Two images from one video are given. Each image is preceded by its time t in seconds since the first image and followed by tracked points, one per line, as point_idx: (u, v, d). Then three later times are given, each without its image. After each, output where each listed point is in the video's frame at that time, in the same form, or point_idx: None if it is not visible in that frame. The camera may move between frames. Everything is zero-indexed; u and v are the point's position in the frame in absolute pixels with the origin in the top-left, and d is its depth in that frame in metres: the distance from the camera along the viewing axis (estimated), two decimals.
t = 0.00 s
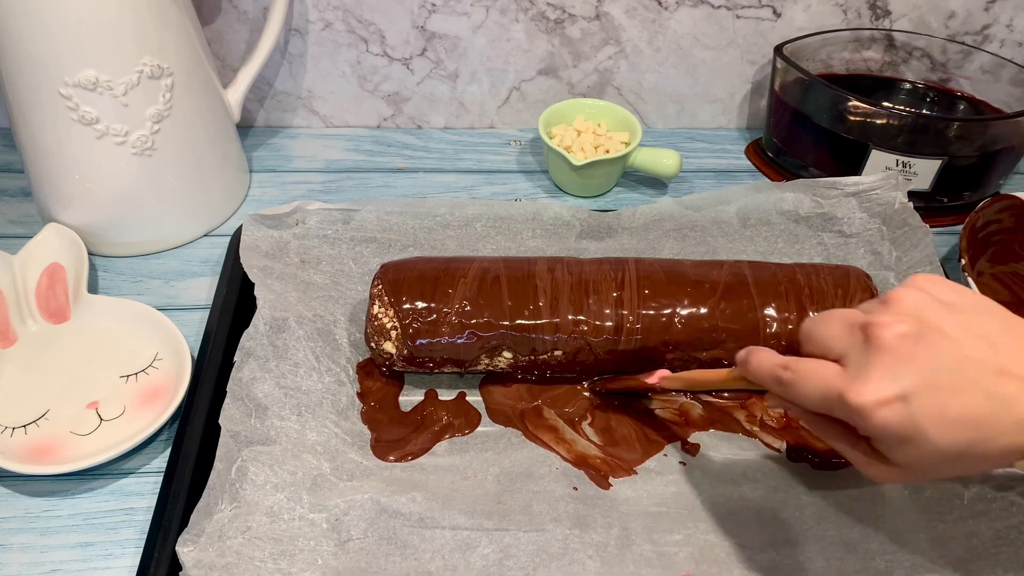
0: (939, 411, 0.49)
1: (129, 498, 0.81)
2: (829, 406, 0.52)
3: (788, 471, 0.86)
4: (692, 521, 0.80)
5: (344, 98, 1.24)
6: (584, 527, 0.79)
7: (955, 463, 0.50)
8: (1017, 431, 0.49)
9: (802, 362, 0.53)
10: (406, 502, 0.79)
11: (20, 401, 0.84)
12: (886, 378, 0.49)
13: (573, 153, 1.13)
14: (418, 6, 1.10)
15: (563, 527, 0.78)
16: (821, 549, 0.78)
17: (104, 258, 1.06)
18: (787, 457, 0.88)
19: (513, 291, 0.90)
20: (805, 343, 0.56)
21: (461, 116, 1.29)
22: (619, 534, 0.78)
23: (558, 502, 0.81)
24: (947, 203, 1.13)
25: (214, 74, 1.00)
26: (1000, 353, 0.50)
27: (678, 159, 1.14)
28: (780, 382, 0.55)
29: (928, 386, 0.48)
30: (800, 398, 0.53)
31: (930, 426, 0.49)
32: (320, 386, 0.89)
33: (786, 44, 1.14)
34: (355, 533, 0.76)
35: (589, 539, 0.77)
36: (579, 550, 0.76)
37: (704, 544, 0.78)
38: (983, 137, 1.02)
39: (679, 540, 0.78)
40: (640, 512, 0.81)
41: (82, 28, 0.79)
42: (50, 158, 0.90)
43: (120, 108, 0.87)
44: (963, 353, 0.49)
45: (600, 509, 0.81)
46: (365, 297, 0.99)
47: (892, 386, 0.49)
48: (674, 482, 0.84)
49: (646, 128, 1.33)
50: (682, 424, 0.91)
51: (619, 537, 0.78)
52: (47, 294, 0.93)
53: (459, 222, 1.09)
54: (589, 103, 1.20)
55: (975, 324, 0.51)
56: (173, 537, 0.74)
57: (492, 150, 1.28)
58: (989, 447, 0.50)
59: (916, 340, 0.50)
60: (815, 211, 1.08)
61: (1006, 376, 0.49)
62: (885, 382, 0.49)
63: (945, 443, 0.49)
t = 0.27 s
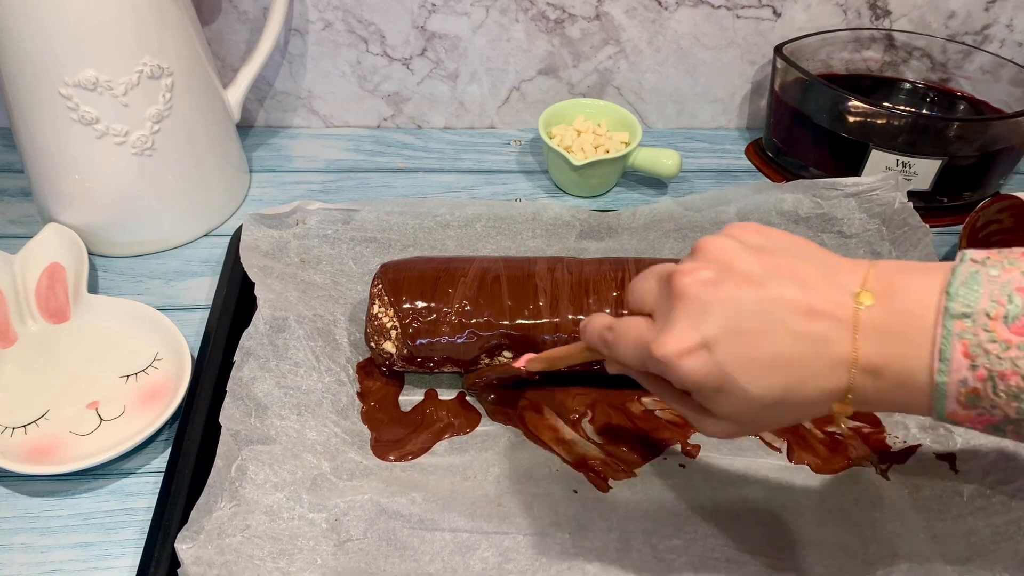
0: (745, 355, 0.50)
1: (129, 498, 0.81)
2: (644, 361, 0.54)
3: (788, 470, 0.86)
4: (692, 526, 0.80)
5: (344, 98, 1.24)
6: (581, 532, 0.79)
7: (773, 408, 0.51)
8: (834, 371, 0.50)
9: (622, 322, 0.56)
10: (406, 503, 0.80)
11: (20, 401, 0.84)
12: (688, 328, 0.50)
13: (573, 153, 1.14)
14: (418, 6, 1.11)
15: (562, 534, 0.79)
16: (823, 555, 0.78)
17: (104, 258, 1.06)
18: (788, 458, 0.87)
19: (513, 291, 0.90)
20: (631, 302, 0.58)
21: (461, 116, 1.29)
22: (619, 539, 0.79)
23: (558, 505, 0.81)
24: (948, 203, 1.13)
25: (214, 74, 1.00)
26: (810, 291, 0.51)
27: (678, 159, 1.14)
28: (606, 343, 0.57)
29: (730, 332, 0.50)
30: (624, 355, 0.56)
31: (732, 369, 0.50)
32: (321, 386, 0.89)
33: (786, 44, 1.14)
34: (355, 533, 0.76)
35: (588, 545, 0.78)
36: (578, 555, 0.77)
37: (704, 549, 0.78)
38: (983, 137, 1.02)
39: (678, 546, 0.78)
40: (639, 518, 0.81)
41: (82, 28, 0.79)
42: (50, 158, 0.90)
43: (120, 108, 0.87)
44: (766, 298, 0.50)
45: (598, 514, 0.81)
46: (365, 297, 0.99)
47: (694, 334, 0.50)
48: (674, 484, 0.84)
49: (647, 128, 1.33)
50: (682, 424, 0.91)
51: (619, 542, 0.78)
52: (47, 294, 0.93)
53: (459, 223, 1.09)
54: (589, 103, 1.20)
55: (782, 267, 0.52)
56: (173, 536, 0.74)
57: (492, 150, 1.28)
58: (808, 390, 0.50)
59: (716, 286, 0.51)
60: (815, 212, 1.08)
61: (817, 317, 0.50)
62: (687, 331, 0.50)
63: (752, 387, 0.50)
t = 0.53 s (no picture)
0: (849, 422, 0.42)
1: (129, 498, 0.81)
2: (732, 424, 0.45)
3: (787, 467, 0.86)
4: (692, 519, 0.80)
5: (344, 98, 1.24)
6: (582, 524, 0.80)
7: (875, 479, 0.44)
8: (945, 437, 0.42)
9: (701, 380, 0.47)
10: (406, 498, 0.80)
11: (19, 401, 0.84)
12: (790, 386, 0.42)
13: (573, 153, 1.13)
14: (418, 6, 1.10)
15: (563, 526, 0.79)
16: (835, 561, 0.78)
17: (104, 258, 1.06)
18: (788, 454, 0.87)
19: (513, 291, 0.90)
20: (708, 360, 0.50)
21: (461, 116, 1.28)
22: (618, 531, 0.79)
23: (558, 499, 0.82)
24: (947, 203, 1.13)
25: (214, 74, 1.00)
26: (923, 349, 0.43)
27: (678, 158, 1.14)
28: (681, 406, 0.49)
29: (837, 393, 0.42)
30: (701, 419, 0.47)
31: (831, 432, 0.42)
32: (320, 385, 0.89)
33: (786, 44, 1.14)
34: (355, 530, 0.77)
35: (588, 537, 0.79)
36: (579, 544, 0.78)
37: (704, 541, 0.79)
38: (983, 137, 1.02)
39: (679, 539, 0.79)
40: (639, 515, 0.81)
41: (82, 27, 0.79)
42: (50, 157, 0.90)
43: (120, 108, 0.87)
44: (871, 355, 0.43)
45: (599, 512, 0.81)
46: (365, 297, 0.99)
47: (799, 393, 0.42)
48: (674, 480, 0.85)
49: (646, 128, 1.33)
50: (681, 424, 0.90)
51: (619, 535, 0.79)
52: (47, 294, 0.93)
53: (459, 223, 1.09)
54: (589, 103, 1.20)
55: (879, 320, 0.44)
56: (173, 536, 0.74)
57: (492, 150, 1.27)
58: (916, 456, 0.43)
59: (817, 341, 0.44)
60: (815, 211, 1.08)
61: (926, 378, 0.42)
62: (791, 390, 0.42)
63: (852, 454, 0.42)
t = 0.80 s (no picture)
0: (822, 364, 0.55)
1: (129, 498, 0.81)
2: (717, 349, 0.59)
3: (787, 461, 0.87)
4: (692, 512, 0.81)
5: (344, 99, 1.24)
6: (582, 521, 0.79)
7: (838, 415, 0.56)
8: (895, 395, 0.56)
9: (694, 313, 0.62)
10: (407, 477, 0.81)
11: (19, 401, 0.84)
12: (775, 317, 0.55)
13: (573, 153, 1.13)
14: (418, 6, 1.11)
15: (562, 517, 0.79)
16: (824, 533, 0.79)
17: (103, 258, 1.06)
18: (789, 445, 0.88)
19: (513, 291, 0.90)
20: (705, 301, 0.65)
21: (461, 116, 1.28)
22: (619, 526, 0.79)
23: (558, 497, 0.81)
24: (947, 203, 1.13)
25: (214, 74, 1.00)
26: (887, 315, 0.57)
27: (678, 159, 1.14)
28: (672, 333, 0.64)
29: (814, 332, 0.55)
30: (691, 348, 0.62)
31: (807, 369, 0.55)
32: (318, 381, 0.89)
33: (786, 44, 1.14)
34: (355, 501, 0.78)
35: (588, 533, 0.78)
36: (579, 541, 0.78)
37: (703, 528, 0.79)
38: (983, 137, 1.02)
39: (678, 526, 0.79)
40: (640, 501, 0.82)
41: (82, 27, 0.79)
42: (50, 157, 0.90)
43: (120, 108, 0.87)
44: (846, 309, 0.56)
45: (599, 503, 0.81)
46: (365, 299, 0.99)
47: (781, 327, 0.55)
48: (675, 472, 0.85)
49: (646, 129, 1.33)
50: (681, 419, 0.91)
51: (619, 530, 0.79)
52: (47, 294, 0.93)
53: (459, 225, 1.09)
54: (589, 103, 1.20)
55: (862, 294, 0.58)
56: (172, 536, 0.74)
57: (492, 150, 1.27)
58: (871, 399, 0.56)
59: (805, 286, 0.57)
60: (815, 212, 1.08)
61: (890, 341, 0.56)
62: (775, 321, 0.55)
63: (823, 388, 0.55)
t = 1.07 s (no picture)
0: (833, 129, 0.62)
1: (129, 498, 0.81)
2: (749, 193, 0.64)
3: (786, 462, 0.87)
4: (692, 511, 0.80)
5: (345, 98, 1.24)
6: (581, 526, 0.79)
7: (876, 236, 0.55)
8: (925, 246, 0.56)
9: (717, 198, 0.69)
10: (406, 484, 0.81)
11: (19, 401, 0.84)
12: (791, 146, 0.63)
13: (573, 153, 1.14)
14: (418, 6, 1.11)
15: (560, 523, 0.79)
16: (823, 539, 0.79)
17: (103, 258, 1.06)
18: (787, 447, 0.88)
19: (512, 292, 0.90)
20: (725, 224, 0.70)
21: (461, 116, 1.28)
22: (619, 525, 0.79)
23: (558, 498, 0.81)
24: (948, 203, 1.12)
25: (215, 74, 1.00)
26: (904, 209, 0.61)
27: (678, 158, 1.14)
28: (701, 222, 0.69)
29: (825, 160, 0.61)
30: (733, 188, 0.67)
31: (853, 174, 0.56)
32: (319, 383, 0.89)
33: (786, 44, 1.14)
34: (354, 509, 0.78)
35: (587, 538, 0.78)
36: (578, 547, 0.77)
37: (705, 529, 0.79)
38: (984, 137, 1.02)
39: (680, 527, 0.79)
40: (641, 501, 0.81)
41: (82, 27, 0.79)
42: (50, 158, 0.90)
43: (120, 108, 0.87)
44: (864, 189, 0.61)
45: (599, 505, 0.81)
46: (365, 299, 0.99)
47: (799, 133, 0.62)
48: (675, 474, 0.85)
49: (646, 128, 1.32)
50: (681, 420, 0.91)
51: (619, 527, 0.79)
52: (47, 294, 0.93)
53: (459, 226, 1.09)
54: (589, 103, 1.20)
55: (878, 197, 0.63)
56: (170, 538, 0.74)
57: (492, 150, 1.27)
58: (904, 250, 0.55)
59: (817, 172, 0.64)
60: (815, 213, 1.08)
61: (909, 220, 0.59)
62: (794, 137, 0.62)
63: (867, 193, 0.55)
